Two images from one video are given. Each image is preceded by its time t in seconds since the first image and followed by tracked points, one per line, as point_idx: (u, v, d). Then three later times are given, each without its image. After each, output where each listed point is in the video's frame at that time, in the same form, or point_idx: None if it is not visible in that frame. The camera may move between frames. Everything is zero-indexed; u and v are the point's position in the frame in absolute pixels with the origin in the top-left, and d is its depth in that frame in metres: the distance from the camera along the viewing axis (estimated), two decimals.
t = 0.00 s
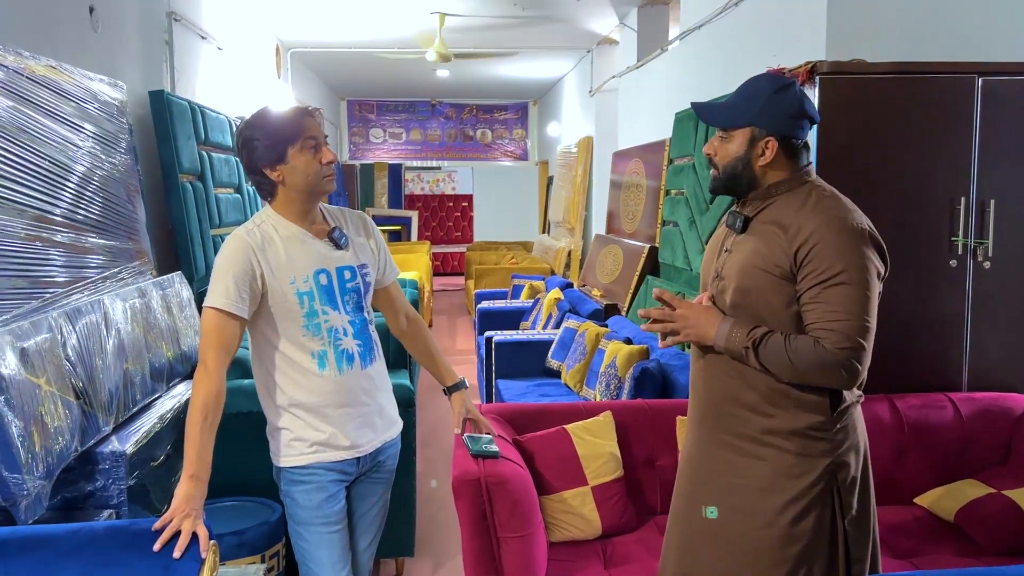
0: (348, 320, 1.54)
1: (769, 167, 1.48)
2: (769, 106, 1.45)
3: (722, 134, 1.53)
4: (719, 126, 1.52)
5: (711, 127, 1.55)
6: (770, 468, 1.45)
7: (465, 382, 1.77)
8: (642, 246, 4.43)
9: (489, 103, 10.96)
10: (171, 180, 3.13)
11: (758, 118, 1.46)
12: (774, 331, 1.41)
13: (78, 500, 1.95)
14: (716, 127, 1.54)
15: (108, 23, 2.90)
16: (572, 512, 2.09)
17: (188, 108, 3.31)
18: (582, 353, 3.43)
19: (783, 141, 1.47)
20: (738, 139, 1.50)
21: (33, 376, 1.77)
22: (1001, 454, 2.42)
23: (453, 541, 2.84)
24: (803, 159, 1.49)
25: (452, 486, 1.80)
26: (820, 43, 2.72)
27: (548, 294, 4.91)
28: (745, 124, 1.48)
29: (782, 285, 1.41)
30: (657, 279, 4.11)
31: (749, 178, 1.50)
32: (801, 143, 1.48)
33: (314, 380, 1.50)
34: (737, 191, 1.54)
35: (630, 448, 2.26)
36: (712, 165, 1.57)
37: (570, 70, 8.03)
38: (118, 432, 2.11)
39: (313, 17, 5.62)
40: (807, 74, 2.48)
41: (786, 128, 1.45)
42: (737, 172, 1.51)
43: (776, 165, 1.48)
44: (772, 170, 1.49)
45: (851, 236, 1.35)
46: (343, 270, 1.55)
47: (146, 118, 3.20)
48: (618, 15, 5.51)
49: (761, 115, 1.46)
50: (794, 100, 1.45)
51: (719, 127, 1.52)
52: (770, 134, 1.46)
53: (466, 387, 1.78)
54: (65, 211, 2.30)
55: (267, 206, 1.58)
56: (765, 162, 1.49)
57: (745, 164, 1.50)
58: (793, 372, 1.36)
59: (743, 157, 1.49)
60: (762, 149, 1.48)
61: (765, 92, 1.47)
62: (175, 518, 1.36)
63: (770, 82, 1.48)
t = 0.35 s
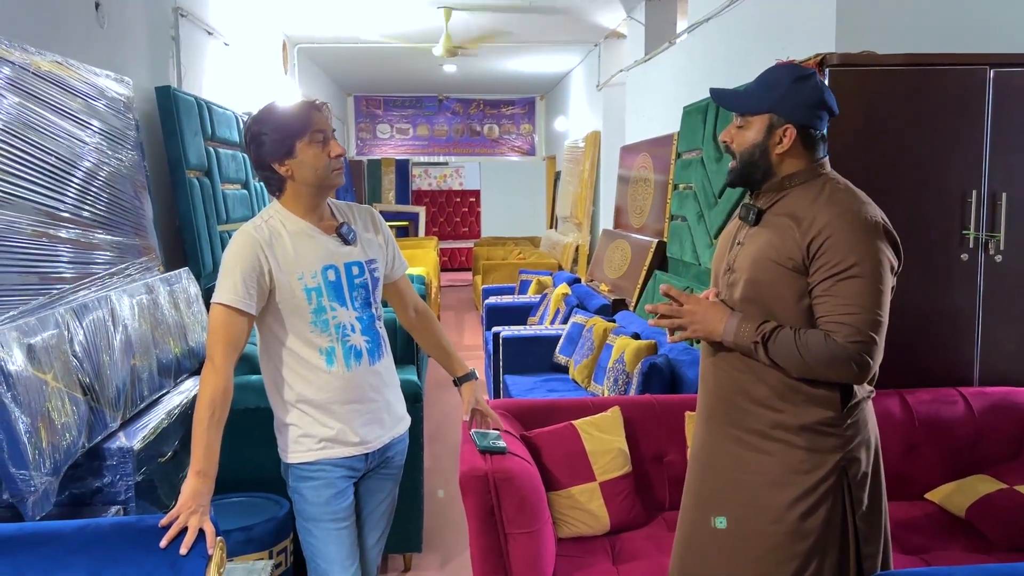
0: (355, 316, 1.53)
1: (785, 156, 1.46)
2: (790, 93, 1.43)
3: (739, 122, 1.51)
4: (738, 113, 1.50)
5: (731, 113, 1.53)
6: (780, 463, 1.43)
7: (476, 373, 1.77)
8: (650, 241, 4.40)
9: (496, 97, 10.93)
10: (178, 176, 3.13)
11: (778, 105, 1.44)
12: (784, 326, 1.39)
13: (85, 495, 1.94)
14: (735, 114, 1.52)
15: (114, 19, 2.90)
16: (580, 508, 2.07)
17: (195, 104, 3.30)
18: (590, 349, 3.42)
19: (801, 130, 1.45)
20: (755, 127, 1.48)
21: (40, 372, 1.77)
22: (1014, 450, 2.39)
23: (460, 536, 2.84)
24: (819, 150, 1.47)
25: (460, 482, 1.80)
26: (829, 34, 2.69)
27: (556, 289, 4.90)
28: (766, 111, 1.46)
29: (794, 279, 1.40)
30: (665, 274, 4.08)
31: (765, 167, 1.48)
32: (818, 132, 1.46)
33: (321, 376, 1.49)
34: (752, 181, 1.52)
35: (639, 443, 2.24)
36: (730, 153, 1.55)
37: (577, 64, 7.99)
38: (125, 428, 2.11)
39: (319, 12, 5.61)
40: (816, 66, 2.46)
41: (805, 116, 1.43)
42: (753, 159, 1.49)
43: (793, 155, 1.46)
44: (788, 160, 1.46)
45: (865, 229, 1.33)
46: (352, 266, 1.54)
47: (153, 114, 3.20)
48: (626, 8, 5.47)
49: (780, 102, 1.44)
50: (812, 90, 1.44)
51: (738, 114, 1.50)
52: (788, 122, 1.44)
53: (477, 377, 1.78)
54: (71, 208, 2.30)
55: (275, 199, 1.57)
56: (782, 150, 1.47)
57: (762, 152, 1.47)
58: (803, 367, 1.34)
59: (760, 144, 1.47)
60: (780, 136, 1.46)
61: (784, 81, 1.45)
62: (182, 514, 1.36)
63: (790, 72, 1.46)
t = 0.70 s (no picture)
0: (361, 313, 1.52)
1: (809, 137, 1.44)
2: (814, 74, 1.43)
3: (762, 109, 1.50)
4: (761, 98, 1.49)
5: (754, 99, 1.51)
6: (785, 457, 1.41)
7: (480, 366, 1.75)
8: (658, 236, 4.38)
9: (504, 92, 10.90)
10: (184, 171, 3.13)
11: (801, 87, 1.43)
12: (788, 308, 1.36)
13: (92, 492, 1.94)
14: (759, 99, 1.51)
15: (120, 14, 2.90)
16: (587, 504, 2.06)
17: (201, 100, 3.30)
18: (597, 344, 3.40)
19: (824, 111, 1.43)
20: (777, 110, 1.46)
21: (45, 369, 1.77)
22: None
23: (467, 533, 2.83)
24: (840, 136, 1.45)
25: (465, 478, 1.79)
26: (839, 26, 2.65)
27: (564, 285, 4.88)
28: (789, 93, 1.44)
29: (802, 269, 1.38)
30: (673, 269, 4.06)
31: (788, 150, 1.46)
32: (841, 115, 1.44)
33: (327, 371, 1.48)
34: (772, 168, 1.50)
35: (646, 439, 2.22)
36: (751, 143, 1.53)
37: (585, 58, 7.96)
38: (131, 424, 2.11)
39: (326, 8, 5.60)
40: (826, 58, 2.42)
41: (829, 97, 1.42)
42: (777, 143, 1.46)
43: (817, 137, 1.44)
44: (811, 146, 1.44)
45: (876, 221, 1.31)
46: (359, 261, 1.52)
47: (159, 109, 3.20)
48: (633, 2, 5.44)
49: (804, 83, 1.43)
50: (834, 73, 1.43)
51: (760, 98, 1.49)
52: (812, 103, 1.42)
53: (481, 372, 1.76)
54: (79, 205, 2.31)
55: (284, 193, 1.56)
56: (806, 131, 1.44)
57: (785, 135, 1.45)
58: (804, 354, 1.32)
59: (783, 126, 1.45)
60: (803, 117, 1.44)
61: (807, 65, 1.45)
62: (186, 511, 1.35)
63: (810, 57, 1.47)
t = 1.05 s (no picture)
0: (358, 311, 1.50)
1: (809, 134, 1.42)
2: (796, 72, 1.41)
3: (756, 117, 1.48)
4: (750, 104, 1.48)
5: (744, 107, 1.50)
6: (789, 453, 1.39)
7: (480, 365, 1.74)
8: (665, 232, 4.35)
9: (511, 88, 10.86)
10: (189, 168, 3.12)
11: (790, 86, 1.41)
12: (765, 301, 1.37)
13: (94, 489, 1.94)
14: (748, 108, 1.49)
15: (123, 10, 2.89)
16: (591, 503, 2.04)
17: (206, 96, 3.29)
18: (603, 341, 3.38)
19: (819, 104, 1.41)
20: (771, 114, 1.44)
21: (45, 366, 1.76)
22: None
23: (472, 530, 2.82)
24: (838, 129, 1.44)
25: (468, 477, 1.77)
26: (847, 18, 2.61)
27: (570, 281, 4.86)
28: (779, 95, 1.43)
29: (794, 259, 1.37)
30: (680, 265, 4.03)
31: (790, 150, 1.44)
32: (833, 107, 1.43)
33: (322, 369, 1.47)
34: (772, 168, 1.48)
35: (651, 437, 2.21)
36: (751, 153, 1.51)
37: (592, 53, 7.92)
38: (134, 421, 2.11)
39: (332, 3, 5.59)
40: (833, 52, 2.40)
41: (820, 90, 1.40)
42: (778, 146, 1.45)
43: (817, 133, 1.42)
44: (812, 142, 1.43)
45: (867, 210, 1.28)
46: (357, 259, 1.50)
47: (163, 106, 3.19)
48: None
49: (790, 83, 1.41)
50: (817, 67, 1.41)
51: (749, 108, 1.48)
52: (806, 99, 1.41)
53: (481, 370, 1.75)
54: (82, 202, 2.30)
55: (283, 190, 1.53)
56: (805, 129, 1.43)
57: (785, 136, 1.43)
58: (777, 344, 1.32)
59: (783, 128, 1.43)
60: (799, 115, 1.42)
61: (786, 65, 1.43)
62: (185, 511, 1.33)
63: (785, 57, 1.46)
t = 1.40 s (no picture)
0: (346, 313, 1.48)
1: (794, 135, 1.41)
2: (772, 76, 1.41)
3: (739, 127, 1.48)
4: (730, 116, 1.48)
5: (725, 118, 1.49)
6: (787, 450, 1.38)
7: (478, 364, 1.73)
8: (668, 229, 4.32)
9: (515, 84, 10.73)
10: (189, 165, 3.11)
11: (768, 91, 1.41)
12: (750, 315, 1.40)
13: (91, 488, 1.93)
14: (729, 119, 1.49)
15: (122, 6, 2.87)
16: (591, 503, 2.02)
17: (206, 92, 3.27)
18: (605, 338, 3.35)
19: (800, 103, 1.41)
20: (754, 121, 1.44)
21: (39, 364, 1.74)
22: None
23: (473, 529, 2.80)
24: (824, 124, 1.43)
25: (465, 476, 1.75)
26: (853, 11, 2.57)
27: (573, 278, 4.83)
28: (758, 100, 1.42)
29: (783, 257, 1.37)
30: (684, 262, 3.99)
31: (777, 152, 1.42)
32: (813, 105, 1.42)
33: (306, 370, 1.45)
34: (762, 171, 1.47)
35: (652, 436, 2.18)
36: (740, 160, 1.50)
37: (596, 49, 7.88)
38: (131, 420, 2.09)
39: None
40: (838, 46, 2.35)
41: (799, 90, 1.40)
42: (765, 150, 1.43)
43: (802, 133, 1.41)
44: (799, 140, 1.41)
45: (848, 203, 1.27)
46: (348, 260, 1.48)
47: (163, 102, 3.17)
48: None
49: (768, 89, 1.41)
50: (792, 66, 1.41)
51: (731, 119, 1.47)
52: (786, 101, 1.40)
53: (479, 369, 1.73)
54: (79, 198, 2.28)
55: (277, 184, 1.49)
56: (789, 129, 1.41)
57: (770, 139, 1.42)
58: (765, 349, 1.34)
59: (767, 132, 1.42)
60: (782, 117, 1.41)
61: (761, 69, 1.43)
62: (178, 512, 1.30)
63: (761, 59, 1.45)
